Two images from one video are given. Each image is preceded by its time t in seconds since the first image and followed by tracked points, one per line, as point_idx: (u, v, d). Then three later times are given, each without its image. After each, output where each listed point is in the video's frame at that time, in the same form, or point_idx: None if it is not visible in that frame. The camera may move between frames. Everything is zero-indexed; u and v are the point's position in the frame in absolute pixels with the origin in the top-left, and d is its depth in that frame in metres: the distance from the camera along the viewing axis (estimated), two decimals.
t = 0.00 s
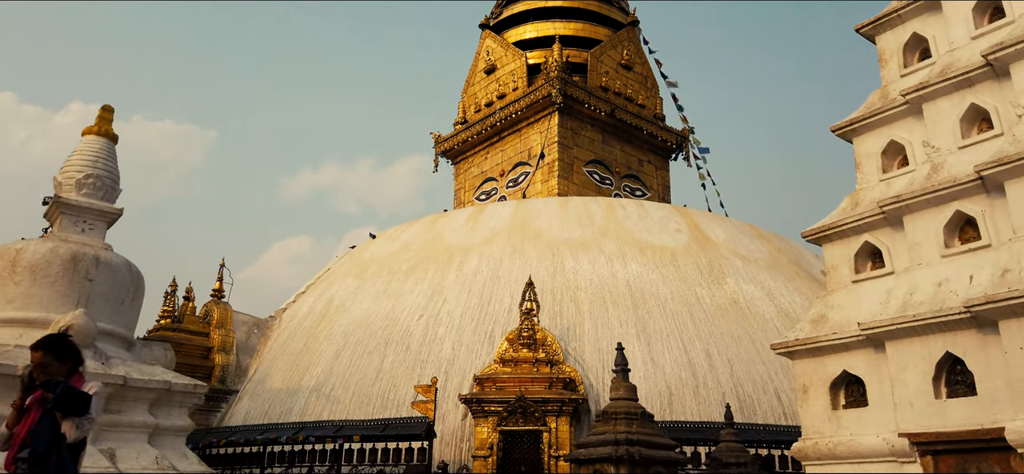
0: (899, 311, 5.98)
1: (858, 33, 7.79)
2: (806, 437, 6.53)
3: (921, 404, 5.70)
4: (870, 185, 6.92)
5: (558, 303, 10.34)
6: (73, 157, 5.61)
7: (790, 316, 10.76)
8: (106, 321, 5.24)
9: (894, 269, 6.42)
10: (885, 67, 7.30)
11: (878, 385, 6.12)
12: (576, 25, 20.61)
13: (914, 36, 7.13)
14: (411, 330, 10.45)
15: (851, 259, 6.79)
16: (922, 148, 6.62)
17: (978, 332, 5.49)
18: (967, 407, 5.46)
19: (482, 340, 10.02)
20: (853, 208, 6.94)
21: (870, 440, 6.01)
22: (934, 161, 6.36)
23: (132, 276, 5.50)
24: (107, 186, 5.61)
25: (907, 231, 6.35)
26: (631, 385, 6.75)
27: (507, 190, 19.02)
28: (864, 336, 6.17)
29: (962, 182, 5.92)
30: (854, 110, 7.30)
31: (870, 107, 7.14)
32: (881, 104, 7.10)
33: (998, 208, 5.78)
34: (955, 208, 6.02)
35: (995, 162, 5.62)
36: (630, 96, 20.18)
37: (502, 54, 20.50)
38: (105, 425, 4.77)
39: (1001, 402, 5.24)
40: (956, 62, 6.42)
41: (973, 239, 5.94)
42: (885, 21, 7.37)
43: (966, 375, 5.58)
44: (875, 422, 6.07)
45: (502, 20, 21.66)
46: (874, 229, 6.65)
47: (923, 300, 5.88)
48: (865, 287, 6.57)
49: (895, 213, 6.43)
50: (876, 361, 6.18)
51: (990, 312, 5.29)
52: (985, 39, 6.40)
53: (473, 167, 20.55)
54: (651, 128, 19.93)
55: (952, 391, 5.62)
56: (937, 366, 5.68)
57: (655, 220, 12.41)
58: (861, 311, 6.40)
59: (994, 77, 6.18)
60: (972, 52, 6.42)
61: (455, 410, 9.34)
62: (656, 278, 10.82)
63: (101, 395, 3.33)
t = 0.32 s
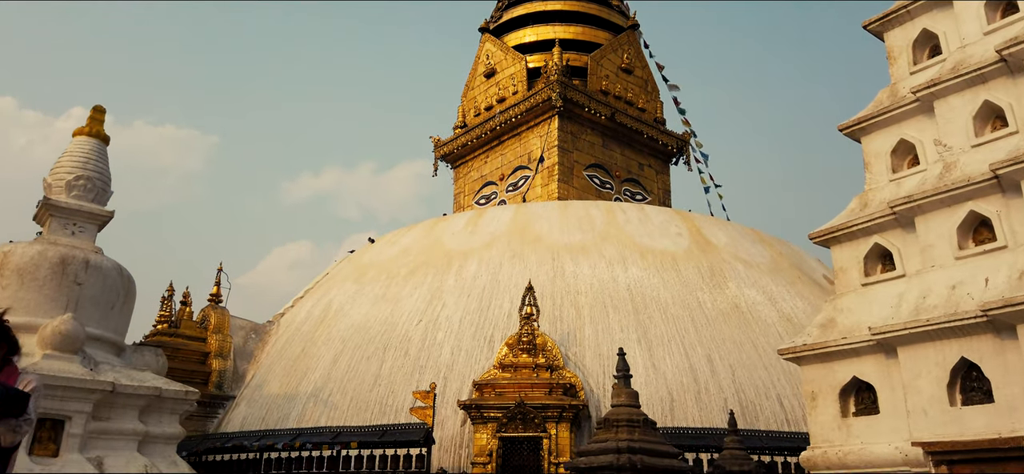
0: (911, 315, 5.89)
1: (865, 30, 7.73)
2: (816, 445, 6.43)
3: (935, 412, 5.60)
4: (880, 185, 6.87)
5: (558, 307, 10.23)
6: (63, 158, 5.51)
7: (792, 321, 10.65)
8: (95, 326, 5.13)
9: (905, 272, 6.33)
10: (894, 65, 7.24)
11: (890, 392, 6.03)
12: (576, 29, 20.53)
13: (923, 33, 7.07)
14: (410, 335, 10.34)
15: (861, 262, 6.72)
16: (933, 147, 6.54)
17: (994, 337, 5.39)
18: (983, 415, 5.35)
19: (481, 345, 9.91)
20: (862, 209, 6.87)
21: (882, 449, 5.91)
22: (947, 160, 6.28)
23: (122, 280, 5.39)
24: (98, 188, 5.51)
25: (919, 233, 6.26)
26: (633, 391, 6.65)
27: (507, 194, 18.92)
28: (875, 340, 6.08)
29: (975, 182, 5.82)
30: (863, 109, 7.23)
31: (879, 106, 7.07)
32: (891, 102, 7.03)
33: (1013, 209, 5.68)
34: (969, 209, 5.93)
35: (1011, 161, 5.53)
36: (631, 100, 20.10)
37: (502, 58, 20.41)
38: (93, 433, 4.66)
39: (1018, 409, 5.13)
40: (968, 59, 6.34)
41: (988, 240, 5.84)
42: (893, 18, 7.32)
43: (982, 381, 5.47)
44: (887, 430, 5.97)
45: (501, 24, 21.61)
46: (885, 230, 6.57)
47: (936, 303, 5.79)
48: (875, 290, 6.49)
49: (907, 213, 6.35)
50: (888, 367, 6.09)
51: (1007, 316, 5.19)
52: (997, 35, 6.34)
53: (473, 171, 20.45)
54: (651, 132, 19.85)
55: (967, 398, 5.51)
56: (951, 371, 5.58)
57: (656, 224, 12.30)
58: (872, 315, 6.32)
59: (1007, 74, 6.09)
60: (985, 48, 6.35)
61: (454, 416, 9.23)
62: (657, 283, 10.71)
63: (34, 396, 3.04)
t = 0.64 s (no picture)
0: (923, 324, 5.84)
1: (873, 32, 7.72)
2: (825, 457, 6.38)
3: (949, 423, 5.53)
4: (888, 190, 6.88)
5: (558, 317, 10.13)
6: (56, 164, 5.43)
7: (795, 331, 10.54)
8: (87, 336, 5.05)
9: (916, 279, 6.29)
10: (902, 68, 7.24)
11: (901, 403, 5.97)
12: (576, 38, 20.53)
13: (932, 35, 7.06)
14: (409, 345, 10.23)
15: (870, 268, 6.70)
16: (943, 152, 6.51)
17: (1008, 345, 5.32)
18: (999, 426, 5.26)
19: (482, 354, 9.81)
20: (870, 214, 6.87)
21: (893, 461, 5.85)
22: (958, 165, 6.23)
23: (116, 287, 5.31)
24: (92, 194, 5.43)
25: (930, 239, 6.21)
26: (634, 402, 6.58)
27: (507, 203, 18.86)
28: (885, 349, 6.02)
29: (988, 186, 5.77)
30: (870, 113, 7.24)
31: (887, 110, 7.06)
32: (898, 105, 7.02)
33: None
34: (982, 214, 5.87)
35: None
36: (631, 109, 20.05)
37: (502, 67, 20.38)
38: (84, 444, 4.59)
39: None
40: (978, 61, 6.30)
41: (1001, 246, 5.76)
42: (901, 20, 7.31)
43: (997, 392, 5.38)
44: (899, 442, 5.91)
45: (502, 33, 21.63)
46: (894, 236, 6.55)
47: (949, 312, 5.72)
48: (885, 297, 6.46)
49: (917, 219, 6.31)
50: (898, 376, 6.03)
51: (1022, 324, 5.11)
52: (1007, 37, 6.29)
53: (473, 180, 20.39)
54: (651, 141, 19.80)
55: (982, 409, 5.43)
56: (965, 382, 5.50)
57: (657, 233, 12.21)
58: (882, 324, 6.28)
59: (1018, 76, 6.04)
60: (995, 50, 6.29)
61: (454, 427, 9.11)
62: (658, 293, 10.61)
63: None
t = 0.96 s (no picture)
0: (936, 331, 5.96)
1: (880, 34, 7.97)
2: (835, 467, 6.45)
3: (964, 434, 5.62)
4: (897, 195, 7.09)
5: (559, 328, 10.03)
6: (51, 171, 5.39)
7: (797, 342, 10.44)
8: (78, 345, 4.97)
9: (927, 285, 6.44)
10: (911, 71, 7.49)
11: (914, 413, 6.05)
12: (576, 49, 20.56)
13: (941, 37, 7.31)
14: (408, 356, 10.13)
15: (880, 275, 6.87)
16: (954, 155, 6.71)
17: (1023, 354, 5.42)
18: (1015, 436, 5.37)
19: (481, 366, 9.70)
20: (878, 219, 7.07)
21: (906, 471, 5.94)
22: (969, 168, 6.42)
23: (109, 296, 5.25)
24: (84, 202, 5.39)
25: (942, 245, 6.35)
26: (637, 413, 6.56)
27: (507, 214, 18.81)
28: (897, 358, 6.12)
29: (1001, 190, 5.93)
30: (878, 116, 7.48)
31: (896, 113, 7.30)
32: (907, 108, 7.26)
33: None
34: (995, 217, 6.01)
35: None
36: (631, 120, 20.01)
37: (502, 78, 20.38)
38: (73, 456, 4.49)
39: None
40: (988, 63, 6.51)
41: (1016, 250, 5.92)
42: (908, 23, 7.57)
43: (1014, 401, 5.46)
44: (912, 452, 6.00)
45: (502, 44, 21.67)
46: (904, 242, 6.71)
47: (963, 319, 5.83)
48: (895, 304, 6.60)
49: (928, 224, 6.47)
50: (910, 385, 6.11)
51: None
52: (1016, 39, 6.53)
53: (473, 191, 20.35)
54: (652, 152, 19.74)
55: (1000, 418, 5.50)
56: (981, 391, 5.59)
57: (658, 243, 12.13)
58: (893, 331, 6.40)
59: None
60: (1005, 51, 6.52)
61: (453, 439, 8.98)
62: (659, 304, 10.51)
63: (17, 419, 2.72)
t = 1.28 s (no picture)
0: (954, 337, 5.94)
1: (889, 34, 7.99)
2: None
3: (985, 445, 5.63)
4: (910, 198, 7.05)
5: (560, 338, 9.91)
6: (46, 176, 5.84)
7: (801, 353, 10.32)
8: (68, 353, 5.44)
9: (944, 291, 6.41)
10: (923, 71, 7.51)
11: (932, 424, 6.03)
12: (576, 59, 20.53)
13: (953, 38, 7.35)
14: (407, 366, 10.02)
15: (893, 281, 6.83)
16: (970, 156, 6.70)
17: None
18: None
19: (481, 376, 9.58)
20: (891, 223, 7.02)
21: None
22: (986, 169, 6.40)
23: (100, 303, 5.72)
24: (77, 207, 5.83)
25: (959, 249, 6.34)
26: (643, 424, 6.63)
27: (507, 224, 18.75)
28: (913, 365, 6.09)
29: (1021, 191, 5.92)
30: (890, 117, 7.46)
31: (908, 114, 7.29)
32: (919, 110, 7.25)
33: None
34: (1014, 219, 6.02)
35: None
36: (631, 129, 19.96)
37: (502, 87, 20.35)
38: (62, 465, 4.91)
39: None
40: (1003, 62, 6.53)
41: None
42: (919, 23, 7.62)
43: None
44: (930, 462, 5.98)
45: (502, 54, 21.66)
46: (918, 246, 6.68)
47: (982, 325, 5.82)
48: (910, 310, 6.55)
49: (944, 227, 6.44)
50: (928, 394, 6.10)
51: None
52: None
53: (473, 201, 20.28)
54: (652, 162, 19.69)
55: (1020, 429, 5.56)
56: (1001, 400, 5.60)
57: (659, 253, 12.03)
58: (909, 338, 6.37)
59: None
60: (1019, 50, 6.54)
61: (453, 451, 8.85)
62: (661, 314, 10.39)
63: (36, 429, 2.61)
